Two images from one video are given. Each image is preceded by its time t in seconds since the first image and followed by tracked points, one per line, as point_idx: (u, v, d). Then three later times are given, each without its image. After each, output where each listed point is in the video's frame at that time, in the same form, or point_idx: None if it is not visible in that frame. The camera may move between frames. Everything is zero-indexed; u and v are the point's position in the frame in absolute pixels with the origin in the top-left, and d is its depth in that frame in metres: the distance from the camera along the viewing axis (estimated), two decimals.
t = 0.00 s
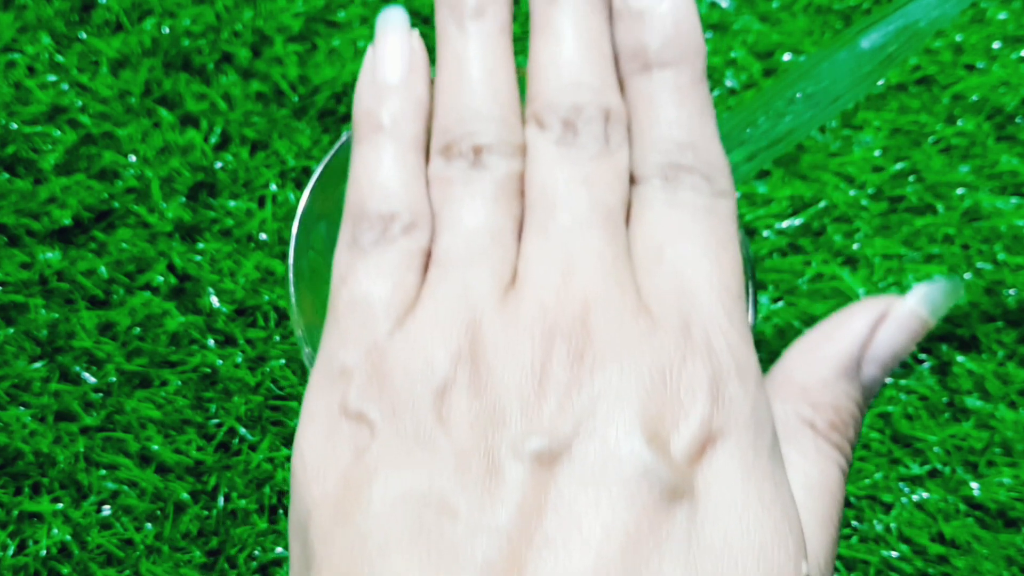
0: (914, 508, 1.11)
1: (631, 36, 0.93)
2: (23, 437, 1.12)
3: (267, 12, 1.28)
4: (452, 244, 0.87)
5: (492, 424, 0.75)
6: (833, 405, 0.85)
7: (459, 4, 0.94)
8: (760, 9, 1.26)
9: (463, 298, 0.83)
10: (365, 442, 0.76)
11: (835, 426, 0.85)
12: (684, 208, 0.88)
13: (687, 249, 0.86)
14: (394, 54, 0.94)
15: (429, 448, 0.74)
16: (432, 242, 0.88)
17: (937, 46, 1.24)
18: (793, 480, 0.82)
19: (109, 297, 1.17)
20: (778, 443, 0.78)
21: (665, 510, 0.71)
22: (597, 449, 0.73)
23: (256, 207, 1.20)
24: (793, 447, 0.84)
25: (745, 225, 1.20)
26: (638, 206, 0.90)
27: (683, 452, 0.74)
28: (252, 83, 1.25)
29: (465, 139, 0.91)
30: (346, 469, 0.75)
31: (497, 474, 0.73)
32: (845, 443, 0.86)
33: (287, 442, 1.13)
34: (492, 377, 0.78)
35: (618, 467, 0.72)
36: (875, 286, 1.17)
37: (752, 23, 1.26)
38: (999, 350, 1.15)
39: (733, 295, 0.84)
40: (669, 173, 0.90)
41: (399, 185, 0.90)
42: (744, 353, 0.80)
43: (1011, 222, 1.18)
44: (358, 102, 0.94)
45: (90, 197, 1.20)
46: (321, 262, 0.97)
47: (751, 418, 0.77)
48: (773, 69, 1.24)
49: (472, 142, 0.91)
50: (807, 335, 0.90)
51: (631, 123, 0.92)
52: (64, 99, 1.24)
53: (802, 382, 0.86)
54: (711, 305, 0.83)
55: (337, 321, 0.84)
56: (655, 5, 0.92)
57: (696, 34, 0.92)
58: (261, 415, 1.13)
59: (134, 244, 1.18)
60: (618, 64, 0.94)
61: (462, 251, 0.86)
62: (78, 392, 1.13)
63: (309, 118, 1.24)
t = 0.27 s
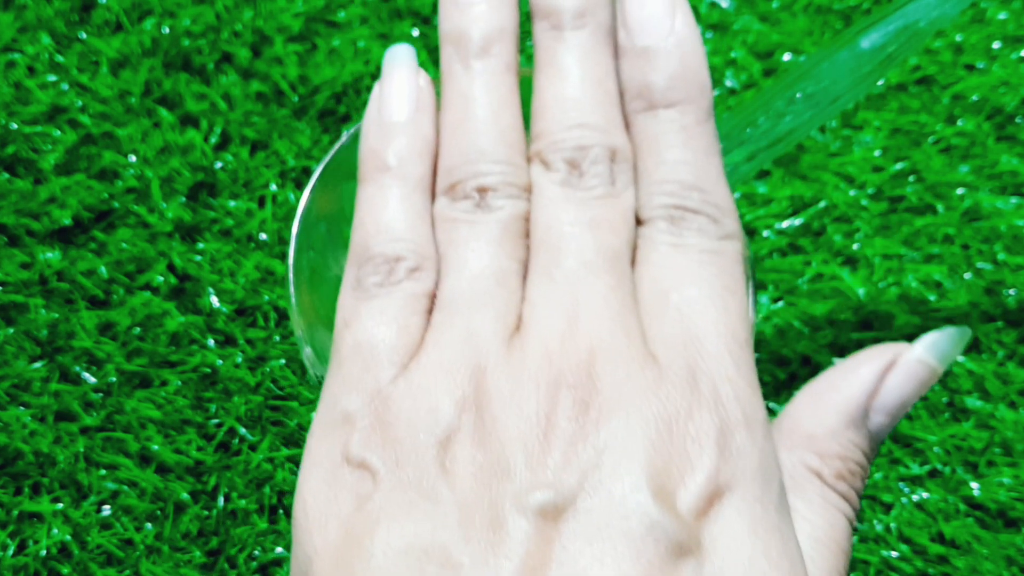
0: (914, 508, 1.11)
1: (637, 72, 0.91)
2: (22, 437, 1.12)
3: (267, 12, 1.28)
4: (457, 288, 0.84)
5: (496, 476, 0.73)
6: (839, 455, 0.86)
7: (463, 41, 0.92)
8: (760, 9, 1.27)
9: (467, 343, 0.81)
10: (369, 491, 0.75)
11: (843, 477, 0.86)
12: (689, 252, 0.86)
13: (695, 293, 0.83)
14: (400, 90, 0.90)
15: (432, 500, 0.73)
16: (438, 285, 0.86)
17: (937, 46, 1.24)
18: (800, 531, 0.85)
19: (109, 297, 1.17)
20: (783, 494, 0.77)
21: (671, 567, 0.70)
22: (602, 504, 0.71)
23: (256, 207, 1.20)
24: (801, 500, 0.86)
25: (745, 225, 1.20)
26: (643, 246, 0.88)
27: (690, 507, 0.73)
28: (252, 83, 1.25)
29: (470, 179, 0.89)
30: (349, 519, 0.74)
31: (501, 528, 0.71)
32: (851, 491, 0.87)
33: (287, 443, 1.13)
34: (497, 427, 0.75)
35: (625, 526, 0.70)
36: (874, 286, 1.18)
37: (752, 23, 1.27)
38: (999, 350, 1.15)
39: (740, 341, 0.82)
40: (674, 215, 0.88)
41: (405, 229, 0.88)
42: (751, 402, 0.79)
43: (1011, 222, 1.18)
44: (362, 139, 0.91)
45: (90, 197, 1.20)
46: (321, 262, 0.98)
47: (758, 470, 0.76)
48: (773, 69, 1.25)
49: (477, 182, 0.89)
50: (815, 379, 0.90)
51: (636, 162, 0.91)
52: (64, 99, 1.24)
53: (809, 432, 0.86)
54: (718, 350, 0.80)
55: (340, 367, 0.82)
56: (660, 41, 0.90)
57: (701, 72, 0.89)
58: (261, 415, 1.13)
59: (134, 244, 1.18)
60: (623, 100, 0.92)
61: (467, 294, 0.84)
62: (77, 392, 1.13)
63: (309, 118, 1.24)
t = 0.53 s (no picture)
0: (913, 508, 1.11)
1: (646, 100, 0.90)
2: (24, 436, 1.12)
3: (268, 13, 1.28)
4: (463, 321, 0.83)
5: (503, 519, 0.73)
6: (853, 495, 0.86)
7: (471, 66, 0.91)
8: (759, 10, 1.28)
9: (473, 380, 0.80)
10: (372, 534, 0.75)
11: (856, 517, 0.86)
12: (702, 282, 0.85)
13: (709, 327, 0.83)
14: (405, 116, 0.88)
15: (436, 545, 0.73)
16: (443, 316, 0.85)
17: (935, 46, 1.24)
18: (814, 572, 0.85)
19: (110, 297, 1.18)
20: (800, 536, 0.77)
21: None
22: (612, 550, 0.71)
23: (257, 207, 1.21)
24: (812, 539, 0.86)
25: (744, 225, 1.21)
26: (653, 278, 0.86)
27: (701, 552, 0.72)
28: (253, 84, 1.26)
29: (477, 208, 0.88)
30: (353, 561, 0.75)
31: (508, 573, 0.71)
32: (864, 530, 0.88)
33: (287, 442, 1.13)
34: (503, 469, 0.75)
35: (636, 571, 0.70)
36: (873, 286, 1.18)
37: (751, 23, 1.28)
38: (997, 350, 1.16)
39: (754, 377, 0.81)
40: (686, 246, 0.86)
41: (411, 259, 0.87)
42: (766, 440, 0.79)
43: (1009, 223, 1.18)
44: (367, 167, 0.90)
45: (91, 198, 1.20)
46: (321, 262, 0.98)
47: (771, 513, 0.75)
48: (772, 70, 1.26)
49: (484, 211, 0.88)
50: (828, 416, 0.90)
51: (647, 190, 0.89)
52: (66, 100, 1.24)
53: (822, 472, 0.87)
54: (732, 387, 0.80)
55: (344, 402, 0.82)
56: (670, 68, 0.88)
57: (713, 101, 0.88)
58: (262, 415, 1.13)
59: (135, 244, 1.19)
60: (632, 127, 0.91)
61: (473, 328, 0.83)
62: (79, 392, 1.14)
63: (310, 119, 1.24)
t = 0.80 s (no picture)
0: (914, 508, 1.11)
1: (647, 143, 0.91)
2: (23, 436, 1.12)
3: (268, 13, 1.28)
4: (465, 364, 0.85)
5: (506, 566, 0.75)
6: (857, 543, 0.86)
7: (472, 108, 0.92)
8: (760, 10, 1.28)
9: (476, 425, 0.82)
10: None
11: (863, 564, 0.86)
12: (704, 328, 0.87)
13: (711, 372, 0.85)
14: (406, 156, 0.90)
15: None
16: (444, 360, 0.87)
17: (936, 46, 1.24)
18: None
19: (109, 297, 1.17)
20: None
21: None
22: None
23: (257, 207, 1.20)
24: None
25: (744, 225, 1.20)
26: (655, 322, 0.89)
27: None
28: (252, 84, 1.26)
29: (478, 252, 0.89)
30: None
31: None
32: None
33: (287, 442, 1.13)
34: (506, 516, 0.77)
35: None
36: (874, 286, 1.18)
37: (752, 23, 1.27)
38: (998, 350, 1.16)
39: (757, 423, 0.83)
40: (687, 289, 0.88)
41: (412, 302, 0.88)
42: (769, 487, 0.81)
43: (1010, 222, 1.18)
44: (368, 209, 0.92)
45: (90, 197, 1.20)
46: (321, 262, 0.98)
47: (771, 560, 0.78)
48: (772, 70, 1.25)
49: (485, 256, 0.89)
50: (834, 461, 0.90)
51: (648, 235, 0.91)
52: (65, 99, 1.24)
53: (826, 519, 0.87)
54: (734, 432, 0.82)
55: (345, 447, 0.84)
56: (670, 112, 0.89)
57: (714, 145, 0.89)
58: (261, 415, 1.13)
59: (134, 244, 1.19)
60: (633, 171, 0.92)
61: (475, 372, 0.84)
62: (78, 392, 1.13)
63: (310, 119, 1.24)
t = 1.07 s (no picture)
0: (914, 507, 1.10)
1: (658, 134, 0.91)
2: (23, 436, 1.12)
3: (267, 12, 1.28)
4: (470, 360, 0.85)
5: (509, 560, 0.75)
6: (865, 538, 0.86)
7: (483, 108, 0.92)
8: (760, 9, 1.28)
9: (480, 420, 0.82)
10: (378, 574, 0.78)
11: (869, 559, 0.86)
12: (712, 321, 0.86)
13: (719, 365, 0.84)
14: (415, 156, 0.91)
15: None
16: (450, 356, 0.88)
17: (936, 46, 1.24)
18: None
19: (109, 297, 1.17)
20: None
21: None
22: None
23: (257, 207, 1.20)
24: None
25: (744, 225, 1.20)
26: (663, 314, 0.88)
27: None
28: (252, 84, 1.26)
29: (484, 249, 0.90)
30: None
31: None
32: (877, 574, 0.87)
33: (287, 443, 1.13)
34: (510, 510, 0.77)
35: None
36: (874, 286, 1.18)
37: (752, 23, 1.27)
38: (998, 350, 1.16)
39: (763, 419, 0.82)
40: (695, 282, 0.88)
41: (419, 299, 0.89)
42: (777, 482, 0.80)
43: (1010, 222, 1.18)
44: (376, 207, 0.92)
45: (90, 197, 1.20)
46: (321, 262, 0.98)
47: (778, 555, 0.77)
48: (772, 70, 1.25)
49: (492, 252, 0.89)
50: (840, 457, 0.90)
51: (658, 227, 0.91)
52: (65, 99, 1.24)
53: (834, 514, 0.87)
54: (741, 427, 0.81)
55: (350, 442, 0.84)
56: (682, 103, 0.90)
57: (725, 135, 0.89)
58: (261, 415, 1.13)
59: (134, 244, 1.19)
60: (644, 162, 0.92)
61: (480, 367, 0.85)
62: (78, 392, 1.13)
63: (309, 119, 1.24)
